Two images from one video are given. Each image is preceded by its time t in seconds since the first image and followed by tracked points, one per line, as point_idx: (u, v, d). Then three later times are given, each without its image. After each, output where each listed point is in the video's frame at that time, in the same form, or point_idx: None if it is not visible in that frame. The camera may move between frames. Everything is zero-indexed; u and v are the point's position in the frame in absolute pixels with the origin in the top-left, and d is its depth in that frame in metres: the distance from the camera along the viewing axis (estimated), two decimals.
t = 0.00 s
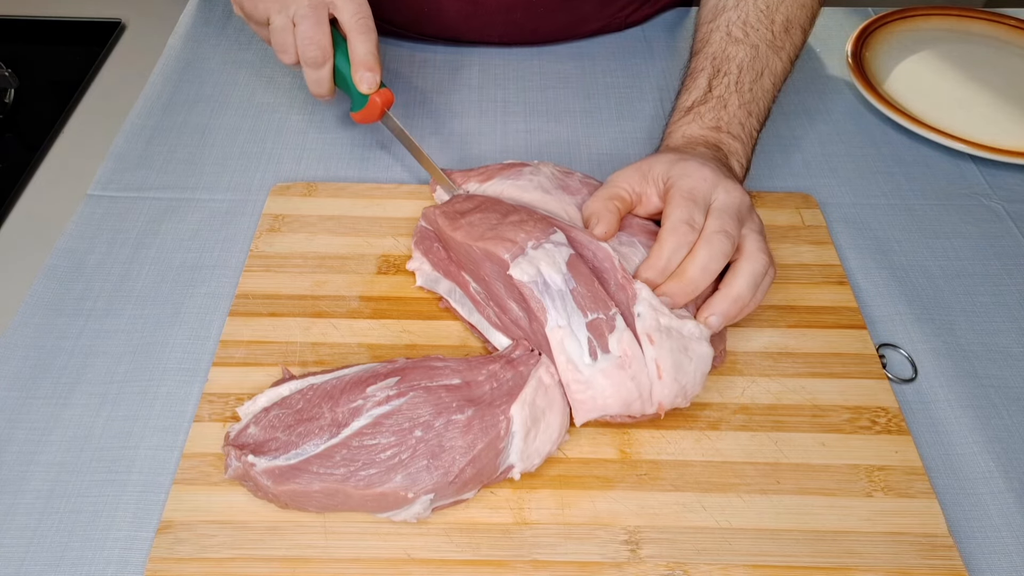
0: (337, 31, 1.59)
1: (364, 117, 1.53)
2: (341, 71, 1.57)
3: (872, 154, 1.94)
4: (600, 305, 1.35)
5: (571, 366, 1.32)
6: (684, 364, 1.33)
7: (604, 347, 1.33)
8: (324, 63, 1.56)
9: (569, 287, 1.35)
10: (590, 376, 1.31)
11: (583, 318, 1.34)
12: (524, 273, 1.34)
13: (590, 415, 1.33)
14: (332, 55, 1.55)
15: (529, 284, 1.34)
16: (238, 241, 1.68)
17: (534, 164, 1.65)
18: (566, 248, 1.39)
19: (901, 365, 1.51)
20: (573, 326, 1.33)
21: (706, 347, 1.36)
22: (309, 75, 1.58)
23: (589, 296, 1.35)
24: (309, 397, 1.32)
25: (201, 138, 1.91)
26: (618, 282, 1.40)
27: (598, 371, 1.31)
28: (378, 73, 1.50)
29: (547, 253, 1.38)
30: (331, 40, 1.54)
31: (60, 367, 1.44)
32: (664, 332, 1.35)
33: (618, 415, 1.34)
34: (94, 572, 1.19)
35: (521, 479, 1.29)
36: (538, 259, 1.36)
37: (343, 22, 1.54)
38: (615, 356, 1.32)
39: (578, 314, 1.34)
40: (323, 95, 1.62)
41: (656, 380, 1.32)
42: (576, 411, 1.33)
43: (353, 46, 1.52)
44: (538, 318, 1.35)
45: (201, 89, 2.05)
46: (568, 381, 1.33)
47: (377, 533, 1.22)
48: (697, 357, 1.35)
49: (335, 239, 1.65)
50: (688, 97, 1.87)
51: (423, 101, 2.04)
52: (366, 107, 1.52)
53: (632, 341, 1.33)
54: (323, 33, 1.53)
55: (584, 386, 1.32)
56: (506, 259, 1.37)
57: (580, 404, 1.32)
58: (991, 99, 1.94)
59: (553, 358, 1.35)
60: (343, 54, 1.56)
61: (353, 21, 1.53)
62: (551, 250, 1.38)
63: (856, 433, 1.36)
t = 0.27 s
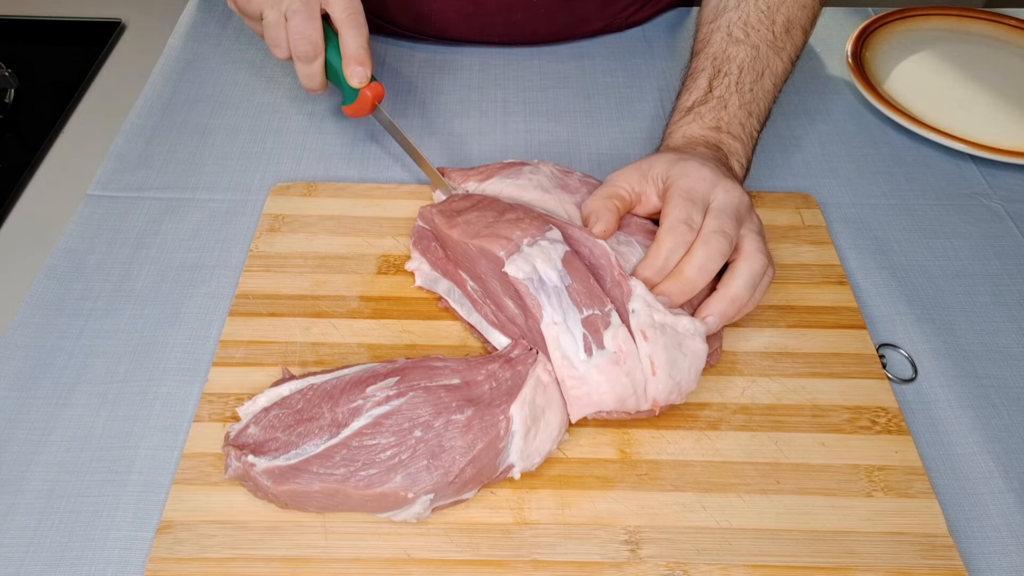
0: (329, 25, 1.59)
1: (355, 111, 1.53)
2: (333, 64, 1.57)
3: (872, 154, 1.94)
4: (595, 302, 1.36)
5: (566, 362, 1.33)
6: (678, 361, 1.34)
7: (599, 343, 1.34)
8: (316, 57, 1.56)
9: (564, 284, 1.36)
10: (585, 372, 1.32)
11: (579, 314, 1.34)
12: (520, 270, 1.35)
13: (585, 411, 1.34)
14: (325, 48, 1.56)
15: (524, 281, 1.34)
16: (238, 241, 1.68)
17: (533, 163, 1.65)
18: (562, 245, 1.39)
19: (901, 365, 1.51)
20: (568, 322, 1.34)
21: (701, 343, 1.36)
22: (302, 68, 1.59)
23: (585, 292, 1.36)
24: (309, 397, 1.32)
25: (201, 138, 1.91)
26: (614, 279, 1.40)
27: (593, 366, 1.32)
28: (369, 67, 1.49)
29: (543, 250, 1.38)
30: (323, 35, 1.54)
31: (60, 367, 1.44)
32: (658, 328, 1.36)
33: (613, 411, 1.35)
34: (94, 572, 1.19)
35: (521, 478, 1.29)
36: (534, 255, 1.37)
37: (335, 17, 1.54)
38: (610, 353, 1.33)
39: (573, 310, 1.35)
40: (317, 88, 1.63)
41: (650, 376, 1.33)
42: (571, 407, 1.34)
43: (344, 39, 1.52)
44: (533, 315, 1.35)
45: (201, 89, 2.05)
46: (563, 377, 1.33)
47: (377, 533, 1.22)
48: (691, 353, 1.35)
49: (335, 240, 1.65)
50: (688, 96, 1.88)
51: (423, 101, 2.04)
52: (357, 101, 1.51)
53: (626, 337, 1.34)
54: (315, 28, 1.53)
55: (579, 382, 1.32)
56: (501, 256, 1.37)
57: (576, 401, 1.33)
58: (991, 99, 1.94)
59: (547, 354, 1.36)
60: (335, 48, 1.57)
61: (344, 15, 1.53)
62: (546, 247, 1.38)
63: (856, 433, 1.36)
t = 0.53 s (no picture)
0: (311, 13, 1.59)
1: (336, 99, 1.52)
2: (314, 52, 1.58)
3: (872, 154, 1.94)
4: (593, 299, 1.36)
5: (565, 358, 1.34)
6: (676, 356, 1.34)
7: (598, 340, 1.35)
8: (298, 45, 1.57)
9: (563, 280, 1.37)
10: (584, 368, 1.33)
11: (577, 311, 1.35)
12: (518, 267, 1.35)
13: (584, 407, 1.35)
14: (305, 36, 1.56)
15: (523, 278, 1.35)
16: (238, 241, 1.68)
17: (532, 161, 1.65)
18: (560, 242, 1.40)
19: (901, 365, 1.51)
20: (567, 319, 1.35)
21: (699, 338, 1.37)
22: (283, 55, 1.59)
23: (584, 289, 1.37)
24: (309, 397, 1.32)
25: (201, 138, 1.91)
26: (612, 275, 1.41)
27: (592, 363, 1.33)
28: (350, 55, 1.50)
29: (541, 248, 1.38)
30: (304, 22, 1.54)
31: (60, 367, 1.44)
32: (657, 324, 1.36)
33: (612, 407, 1.36)
34: (94, 572, 1.19)
35: (521, 478, 1.29)
36: (532, 252, 1.37)
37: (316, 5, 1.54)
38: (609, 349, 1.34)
39: (572, 307, 1.35)
40: (298, 76, 1.64)
41: (649, 372, 1.33)
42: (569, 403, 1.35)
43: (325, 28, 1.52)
44: (532, 312, 1.36)
45: (201, 89, 2.05)
46: (563, 373, 1.34)
47: (377, 533, 1.22)
48: (689, 348, 1.36)
49: (335, 240, 1.65)
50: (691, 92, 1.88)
51: (423, 101, 2.04)
52: (338, 89, 1.51)
53: (625, 334, 1.35)
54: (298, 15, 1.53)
55: (578, 378, 1.33)
56: (500, 253, 1.37)
57: (575, 397, 1.34)
58: (991, 99, 1.94)
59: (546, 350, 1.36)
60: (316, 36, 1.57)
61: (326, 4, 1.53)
62: (545, 244, 1.39)
63: (856, 433, 1.36)
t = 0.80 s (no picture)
0: None
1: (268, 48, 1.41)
2: None
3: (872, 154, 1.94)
4: (599, 304, 1.36)
5: (571, 364, 1.33)
6: (682, 359, 1.33)
7: (605, 345, 1.34)
8: None
9: (569, 285, 1.36)
10: (590, 374, 1.32)
11: (584, 316, 1.35)
12: (525, 272, 1.35)
13: (591, 413, 1.34)
14: None
15: (529, 283, 1.35)
16: (238, 241, 1.68)
17: (533, 162, 1.64)
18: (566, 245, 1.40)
19: (901, 365, 1.51)
20: (573, 324, 1.34)
21: (704, 339, 1.36)
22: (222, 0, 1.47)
23: (590, 294, 1.36)
24: (309, 397, 1.32)
25: (201, 138, 1.91)
26: (614, 279, 1.41)
27: (598, 369, 1.32)
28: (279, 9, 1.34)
29: (547, 252, 1.38)
30: None
31: (60, 367, 1.44)
32: (663, 327, 1.35)
33: (619, 413, 1.35)
34: (94, 572, 1.19)
35: (521, 479, 1.29)
36: (538, 257, 1.37)
37: None
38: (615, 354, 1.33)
39: (579, 311, 1.35)
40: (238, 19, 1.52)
41: (655, 377, 1.33)
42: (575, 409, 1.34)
43: None
44: (539, 317, 1.36)
45: (201, 89, 2.05)
46: (568, 379, 1.33)
47: (377, 533, 1.22)
48: (694, 349, 1.35)
49: (335, 240, 1.65)
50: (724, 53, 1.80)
51: (423, 101, 2.04)
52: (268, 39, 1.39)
53: (631, 338, 1.34)
54: None
55: (585, 384, 1.32)
56: (506, 258, 1.37)
57: (581, 403, 1.33)
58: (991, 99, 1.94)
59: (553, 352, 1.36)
60: None
61: None
62: (551, 248, 1.39)
63: (856, 433, 1.36)
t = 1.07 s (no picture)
0: None
1: None
2: None
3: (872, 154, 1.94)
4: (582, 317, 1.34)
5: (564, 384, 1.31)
6: (679, 361, 1.33)
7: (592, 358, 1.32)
8: None
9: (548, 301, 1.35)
10: (583, 390, 1.31)
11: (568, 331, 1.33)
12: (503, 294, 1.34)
13: (592, 425, 1.32)
14: None
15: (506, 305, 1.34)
16: (238, 241, 1.68)
17: (530, 166, 1.64)
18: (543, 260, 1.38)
19: (901, 365, 1.51)
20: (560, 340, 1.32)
21: (699, 340, 1.36)
22: None
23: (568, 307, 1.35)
24: (309, 397, 1.32)
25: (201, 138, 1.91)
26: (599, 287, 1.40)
27: (592, 383, 1.31)
28: None
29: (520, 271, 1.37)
30: None
31: (60, 367, 1.44)
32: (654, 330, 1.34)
33: (621, 420, 1.34)
34: (94, 572, 1.19)
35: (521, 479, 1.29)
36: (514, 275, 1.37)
37: None
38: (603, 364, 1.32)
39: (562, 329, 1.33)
40: None
41: (653, 381, 1.32)
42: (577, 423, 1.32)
43: None
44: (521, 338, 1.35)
45: (201, 89, 2.05)
46: (564, 397, 1.32)
47: (377, 533, 1.22)
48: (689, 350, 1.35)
49: (335, 240, 1.65)
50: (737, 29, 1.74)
51: (423, 101, 2.04)
52: None
53: (617, 347, 1.32)
54: None
55: (581, 401, 1.31)
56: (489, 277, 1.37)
57: (581, 418, 1.32)
58: (991, 99, 1.94)
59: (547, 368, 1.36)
60: None
61: None
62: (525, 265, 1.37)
63: (856, 433, 1.36)
